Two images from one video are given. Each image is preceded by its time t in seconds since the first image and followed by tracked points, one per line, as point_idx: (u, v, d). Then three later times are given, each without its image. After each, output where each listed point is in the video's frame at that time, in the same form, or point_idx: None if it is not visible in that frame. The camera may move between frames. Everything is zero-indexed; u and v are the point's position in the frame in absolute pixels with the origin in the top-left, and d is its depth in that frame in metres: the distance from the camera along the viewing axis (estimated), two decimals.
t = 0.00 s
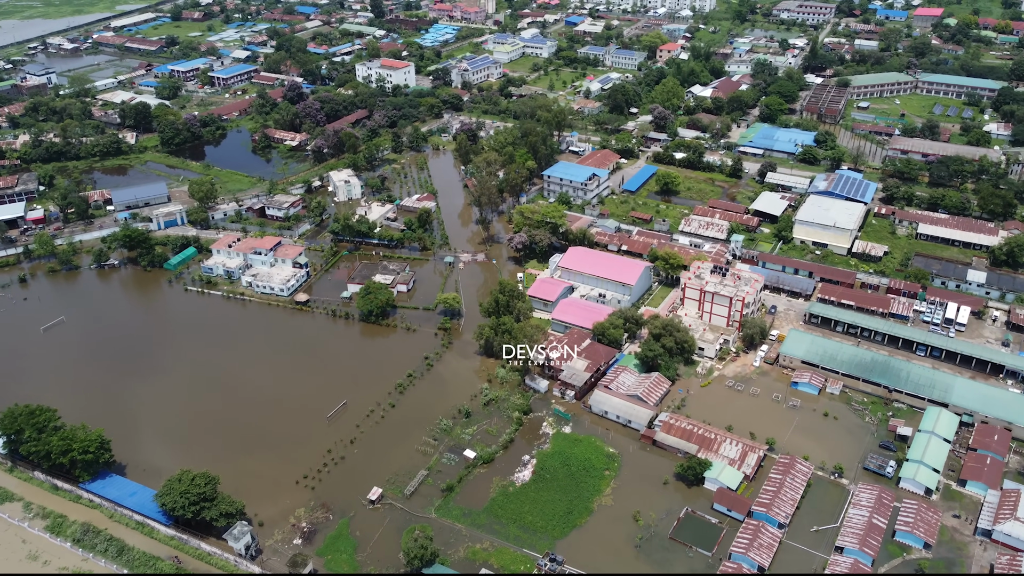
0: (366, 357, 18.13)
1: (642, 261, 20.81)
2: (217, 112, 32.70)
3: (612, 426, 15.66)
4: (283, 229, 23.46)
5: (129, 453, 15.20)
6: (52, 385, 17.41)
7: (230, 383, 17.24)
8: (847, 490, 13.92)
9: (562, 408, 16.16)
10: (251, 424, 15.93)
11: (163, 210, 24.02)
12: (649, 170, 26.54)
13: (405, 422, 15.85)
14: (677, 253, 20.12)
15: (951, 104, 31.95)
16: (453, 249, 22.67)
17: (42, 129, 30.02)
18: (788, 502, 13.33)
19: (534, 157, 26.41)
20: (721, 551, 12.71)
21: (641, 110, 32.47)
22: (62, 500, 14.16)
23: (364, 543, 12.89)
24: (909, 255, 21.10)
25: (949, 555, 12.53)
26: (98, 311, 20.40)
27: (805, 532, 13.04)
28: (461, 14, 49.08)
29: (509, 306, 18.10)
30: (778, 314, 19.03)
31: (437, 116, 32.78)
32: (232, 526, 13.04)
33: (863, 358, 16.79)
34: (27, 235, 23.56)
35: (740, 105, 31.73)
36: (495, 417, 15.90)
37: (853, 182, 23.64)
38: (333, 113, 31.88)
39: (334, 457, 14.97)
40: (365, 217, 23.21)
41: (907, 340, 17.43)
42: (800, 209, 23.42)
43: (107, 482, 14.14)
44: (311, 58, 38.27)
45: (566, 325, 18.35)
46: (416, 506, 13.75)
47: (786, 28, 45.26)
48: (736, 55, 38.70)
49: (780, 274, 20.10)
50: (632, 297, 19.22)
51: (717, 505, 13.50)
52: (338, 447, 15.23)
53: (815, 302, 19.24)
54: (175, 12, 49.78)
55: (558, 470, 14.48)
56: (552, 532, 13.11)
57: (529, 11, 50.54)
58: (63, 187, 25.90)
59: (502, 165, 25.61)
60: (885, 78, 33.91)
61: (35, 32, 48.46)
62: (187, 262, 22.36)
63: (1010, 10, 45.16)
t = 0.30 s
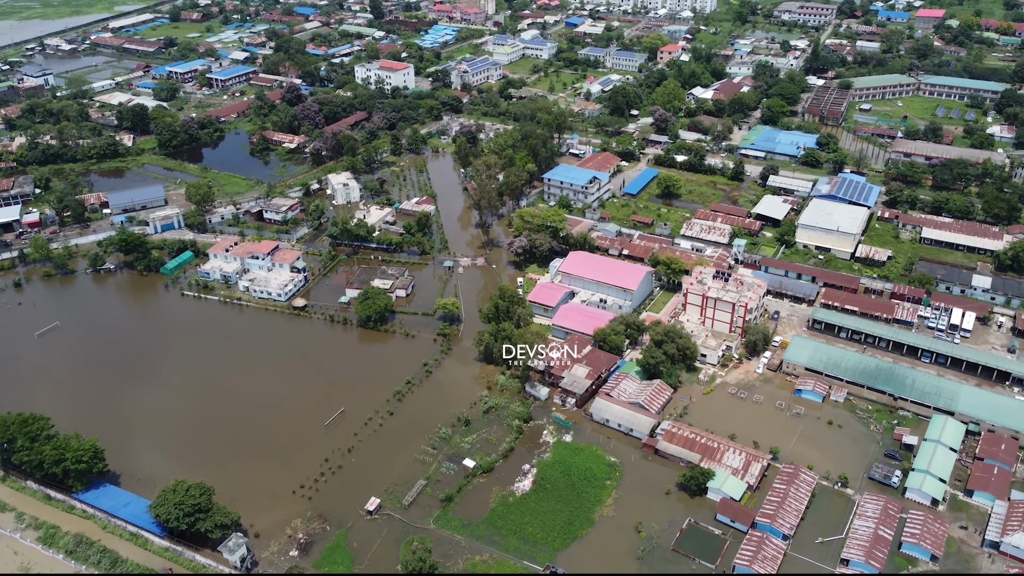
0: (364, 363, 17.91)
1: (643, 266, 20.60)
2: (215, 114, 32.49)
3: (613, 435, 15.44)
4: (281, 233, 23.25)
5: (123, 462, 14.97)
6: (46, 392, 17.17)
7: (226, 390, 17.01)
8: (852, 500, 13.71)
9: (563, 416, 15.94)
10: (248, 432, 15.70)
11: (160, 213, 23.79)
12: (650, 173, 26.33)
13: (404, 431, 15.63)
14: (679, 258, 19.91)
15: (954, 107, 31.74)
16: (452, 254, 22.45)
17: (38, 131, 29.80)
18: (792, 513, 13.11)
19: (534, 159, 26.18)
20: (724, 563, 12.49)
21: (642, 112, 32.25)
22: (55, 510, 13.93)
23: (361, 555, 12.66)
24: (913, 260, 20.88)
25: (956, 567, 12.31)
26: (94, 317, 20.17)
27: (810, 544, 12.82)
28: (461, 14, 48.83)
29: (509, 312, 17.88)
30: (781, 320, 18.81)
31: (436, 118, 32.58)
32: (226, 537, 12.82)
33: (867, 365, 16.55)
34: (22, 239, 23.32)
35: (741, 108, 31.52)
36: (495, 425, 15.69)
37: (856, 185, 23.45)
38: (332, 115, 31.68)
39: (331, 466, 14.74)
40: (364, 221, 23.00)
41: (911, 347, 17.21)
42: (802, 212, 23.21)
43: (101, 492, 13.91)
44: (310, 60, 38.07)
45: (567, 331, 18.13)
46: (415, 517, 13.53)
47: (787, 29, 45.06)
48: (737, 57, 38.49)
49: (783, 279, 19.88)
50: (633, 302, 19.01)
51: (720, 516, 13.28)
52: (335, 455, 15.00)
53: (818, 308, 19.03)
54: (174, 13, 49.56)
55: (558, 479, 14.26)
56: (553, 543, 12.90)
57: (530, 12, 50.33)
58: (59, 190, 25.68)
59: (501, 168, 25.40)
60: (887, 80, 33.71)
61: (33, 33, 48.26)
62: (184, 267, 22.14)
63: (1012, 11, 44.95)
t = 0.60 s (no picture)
0: (363, 369, 17.70)
1: (645, 270, 20.37)
2: (213, 115, 32.27)
3: (614, 443, 15.22)
4: (278, 236, 23.01)
5: (118, 471, 14.75)
6: (40, 398, 16.94)
7: (223, 397, 16.80)
8: (857, 510, 13.49)
9: (563, 424, 15.71)
10: (244, 440, 15.49)
11: (157, 216, 23.56)
12: (651, 176, 26.12)
13: (403, 439, 15.42)
14: (681, 263, 19.70)
15: (957, 109, 31.54)
16: (452, 258, 22.23)
17: (35, 134, 29.58)
18: (797, 524, 12.89)
19: (534, 162, 25.96)
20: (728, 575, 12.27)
21: (643, 113, 32.03)
22: (48, 520, 13.70)
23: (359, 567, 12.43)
24: (917, 264, 20.67)
25: None
26: (89, 321, 19.94)
27: (815, 556, 12.60)
28: (460, 15, 48.57)
29: (509, 318, 17.65)
30: (784, 325, 18.60)
31: (436, 120, 32.40)
32: (222, 549, 12.61)
33: (872, 372, 16.35)
34: (18, 242, 23.09)
35: (743, 109, 31.28)
36: (494, 434, 15.48)
37: (859, 189, 23.24)
38: (330, 117, 31.48)
39: (329, 475, 14.52)
40: (362, 224, 22.78)
41: (917, 353, 17.01)
42: (805, 216, 23.00)
43: (94, 502, 13.69)
44: (309, 61, 37.85)
45: (567, 336, 17.91)
46: (413, 528, 13.31)
47: (788, 30, 44.86)
48: (738, 58, 38.28)
49: (786, 284, 19.67)
50: (635, 308, 18.78)
51: (724, 527, 13.06)
52: (333, 464, 14.79)
53: (821, 313, 18.83)
54: (172, 14, 49.33)
55: (558, 489, 14.04)
56: (553, 555, 12.67)
57: (530, 13, 50.12)
58: (55, 193, 25.45)
59: (501, 171, 25.18)
60: (890, 81, 33.51)
61: (31, 34, 48.06)
62: (181, 271, 21.90)
63: (1014, 12, 44.74)
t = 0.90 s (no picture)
0: (360, 376, 17.49)
1: (646, 275, 20.16)
2: (211, 117, 32.06)
3: (616, 452, 15.00)
4: (276, 240, 22.79)
5: (112, 481, 14.55)
6: (35, 406, 16.73)
7: (219, 404, 16.59)
8: (863, 521, 13.27)
9: (564, 432, 15.50)
10: (240, 449, 15.27)
11: (153, 220, 23.35)
12: (652, 179, 25.91)
13: (401, 448, 15.20)
14: (683, 267, 19.49)
15: (959, 111, 31.33)
16: (451, 262, 22.01)
17: (31, 136, 29.36)
18: (802, 535, 12.68)
19: (535, 165, 25.73)
20: None
21: (644, 115, 31.81)
22: (40, 531, 13.46)
23: None
24: (922, 269, 20.45)
25: None
26: (84, 327, 19.73)
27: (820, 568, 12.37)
28: (460, 16, 48.33)
29: (509, 324, 17.43)
30: (787, 331, 18.39)
31: (435, 121, 32.20)
32: (217, 562, 12.39)
33: (877, 380, 16.15)
34: (13, 246, 22.87)
35: (745, 111, 31.06)
36: (494, 442, 15.27)
37: (862, 193, 23.04)
38: (329, 119, 31.27)
39: (326, 485, 14.31)
40: (361, 228, 22.56)
41: (922, 360, 16.80)
42: (807, 220, 22.80)
43: (88, 513, 13.46)
44: (308, 62, 37.62)
45: (568, 343, 17.70)
46: (412, 539, 13.09)
47: (789, 31, 44.67)
48: (739, 59, 38.06)
49: (789, 289, 19.46)
50: (636, 313, 18.57)
51: (727, 539, 12.84)
52: (330, 474, 14.58)
53: (825, 319, 18.63)
54: (171, 15, 49.12)
55: (559, 499, 13.83)
56: (554, 568, 12.45)
57: (530, 13, 49.90)
58: (52, 196, 25.24)
59: (501, 173, 24.97)
60: (892, 83, 33.29)
61: (29, 34, 47.85)
62: (177, 275, 21.67)
63: (1017, 13, 44.55)
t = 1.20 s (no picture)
0: (359, 382, 17.26)
1: (647, 280, 19.96)
2: (209, 119, 31.84)
3: (618, 461, 14.79)
4: (274, 244, 22.58)
5: (106, 490, 14.33)
6: (28, 413, 16.50)
7: (216, 411, 16.37)
8: (869, 533, 13.06)
9: (565, 441, 15.29)
10: (237, 457, 15.06)
11: (150, 224, 23.17)
12: (653, 182, 25.71)
13: (400, 457, 14.97)
14: (685, 272, 19.29)
15: (962, 113, 31.12)
16: (451, 266, 21.80)
17: (28, 138, 29.15)
18: (807, 547, 12.45)
19: (535, 167, 25.51)
20: None
21: (645, 117, 31.60)
22: (33, 542, 13.24)
23: None
24: (926, 273, 20.24)
25: None
26: (79, 333, 19.49)
27: None
28: (460, 17, 48.13)
29: (510, 330, 17.24)
30: (790, 337, 18.17)
31: (435, 123, 31.94)
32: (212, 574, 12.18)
33: (882, 387, 15.92)
34: (8, 250, 22.66)
35: (746, 113, 30.85)
36: (494, 451, 15.05)
37: (866, 196, 22.85)
38: (328, 121, 31.06)
39: (324, 495, 14.10)
40: (359, 232, 22.35)
41: (927, 367, 16.59)
42: (810, 224, 22.61)
43: (81, 524, 13.24)
44: (306, 63, 37.38)
45: (569, 349, 17.49)
46: (411, 551, 12.87)
47: (791, 32, 44.46)
48: (741, 60, 37.86)
49: (792, 294, 19.26)
50: (637, 319, 18.36)
51: (731, 550, 12.61)
52: (328, 483, 14.36)
53: (829, 325, 18.42)
54: (169, 15, 48.89)
55: (560, 510, 13.61)
56: None
57: (530, 14, 49.68)
58: (48, 199, 25.04)
59: (501, 177, 24.76)
60: (895, 85, 33.09)
61: (26, 35, 47.64)
62: (174, 280, 21.44)
63: (1019, 14, 44.37)
